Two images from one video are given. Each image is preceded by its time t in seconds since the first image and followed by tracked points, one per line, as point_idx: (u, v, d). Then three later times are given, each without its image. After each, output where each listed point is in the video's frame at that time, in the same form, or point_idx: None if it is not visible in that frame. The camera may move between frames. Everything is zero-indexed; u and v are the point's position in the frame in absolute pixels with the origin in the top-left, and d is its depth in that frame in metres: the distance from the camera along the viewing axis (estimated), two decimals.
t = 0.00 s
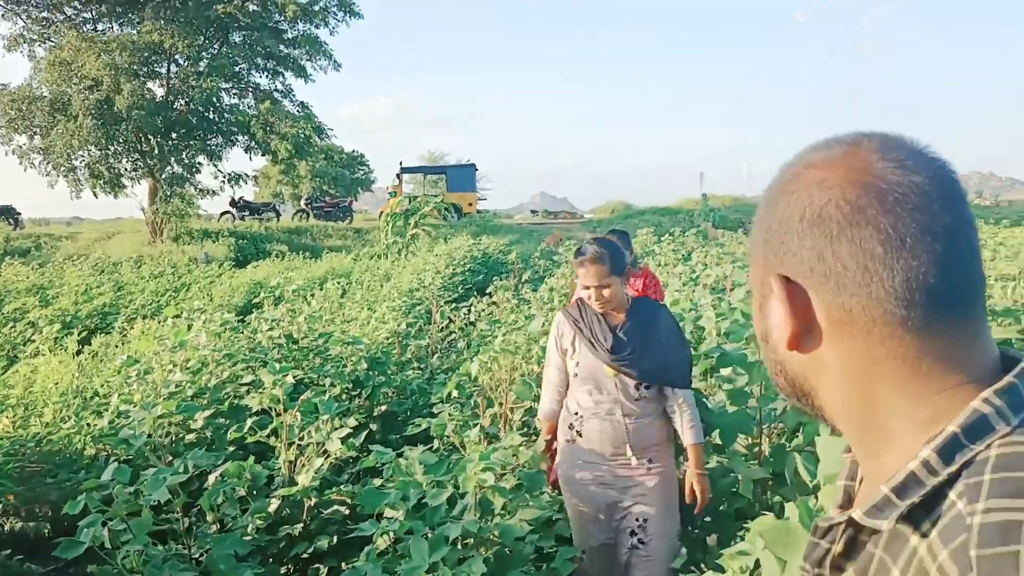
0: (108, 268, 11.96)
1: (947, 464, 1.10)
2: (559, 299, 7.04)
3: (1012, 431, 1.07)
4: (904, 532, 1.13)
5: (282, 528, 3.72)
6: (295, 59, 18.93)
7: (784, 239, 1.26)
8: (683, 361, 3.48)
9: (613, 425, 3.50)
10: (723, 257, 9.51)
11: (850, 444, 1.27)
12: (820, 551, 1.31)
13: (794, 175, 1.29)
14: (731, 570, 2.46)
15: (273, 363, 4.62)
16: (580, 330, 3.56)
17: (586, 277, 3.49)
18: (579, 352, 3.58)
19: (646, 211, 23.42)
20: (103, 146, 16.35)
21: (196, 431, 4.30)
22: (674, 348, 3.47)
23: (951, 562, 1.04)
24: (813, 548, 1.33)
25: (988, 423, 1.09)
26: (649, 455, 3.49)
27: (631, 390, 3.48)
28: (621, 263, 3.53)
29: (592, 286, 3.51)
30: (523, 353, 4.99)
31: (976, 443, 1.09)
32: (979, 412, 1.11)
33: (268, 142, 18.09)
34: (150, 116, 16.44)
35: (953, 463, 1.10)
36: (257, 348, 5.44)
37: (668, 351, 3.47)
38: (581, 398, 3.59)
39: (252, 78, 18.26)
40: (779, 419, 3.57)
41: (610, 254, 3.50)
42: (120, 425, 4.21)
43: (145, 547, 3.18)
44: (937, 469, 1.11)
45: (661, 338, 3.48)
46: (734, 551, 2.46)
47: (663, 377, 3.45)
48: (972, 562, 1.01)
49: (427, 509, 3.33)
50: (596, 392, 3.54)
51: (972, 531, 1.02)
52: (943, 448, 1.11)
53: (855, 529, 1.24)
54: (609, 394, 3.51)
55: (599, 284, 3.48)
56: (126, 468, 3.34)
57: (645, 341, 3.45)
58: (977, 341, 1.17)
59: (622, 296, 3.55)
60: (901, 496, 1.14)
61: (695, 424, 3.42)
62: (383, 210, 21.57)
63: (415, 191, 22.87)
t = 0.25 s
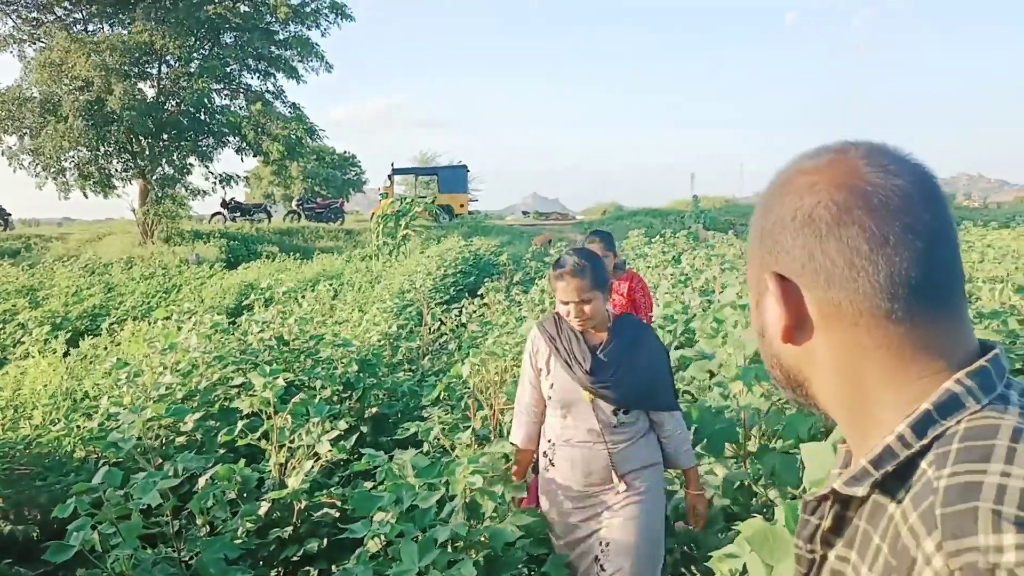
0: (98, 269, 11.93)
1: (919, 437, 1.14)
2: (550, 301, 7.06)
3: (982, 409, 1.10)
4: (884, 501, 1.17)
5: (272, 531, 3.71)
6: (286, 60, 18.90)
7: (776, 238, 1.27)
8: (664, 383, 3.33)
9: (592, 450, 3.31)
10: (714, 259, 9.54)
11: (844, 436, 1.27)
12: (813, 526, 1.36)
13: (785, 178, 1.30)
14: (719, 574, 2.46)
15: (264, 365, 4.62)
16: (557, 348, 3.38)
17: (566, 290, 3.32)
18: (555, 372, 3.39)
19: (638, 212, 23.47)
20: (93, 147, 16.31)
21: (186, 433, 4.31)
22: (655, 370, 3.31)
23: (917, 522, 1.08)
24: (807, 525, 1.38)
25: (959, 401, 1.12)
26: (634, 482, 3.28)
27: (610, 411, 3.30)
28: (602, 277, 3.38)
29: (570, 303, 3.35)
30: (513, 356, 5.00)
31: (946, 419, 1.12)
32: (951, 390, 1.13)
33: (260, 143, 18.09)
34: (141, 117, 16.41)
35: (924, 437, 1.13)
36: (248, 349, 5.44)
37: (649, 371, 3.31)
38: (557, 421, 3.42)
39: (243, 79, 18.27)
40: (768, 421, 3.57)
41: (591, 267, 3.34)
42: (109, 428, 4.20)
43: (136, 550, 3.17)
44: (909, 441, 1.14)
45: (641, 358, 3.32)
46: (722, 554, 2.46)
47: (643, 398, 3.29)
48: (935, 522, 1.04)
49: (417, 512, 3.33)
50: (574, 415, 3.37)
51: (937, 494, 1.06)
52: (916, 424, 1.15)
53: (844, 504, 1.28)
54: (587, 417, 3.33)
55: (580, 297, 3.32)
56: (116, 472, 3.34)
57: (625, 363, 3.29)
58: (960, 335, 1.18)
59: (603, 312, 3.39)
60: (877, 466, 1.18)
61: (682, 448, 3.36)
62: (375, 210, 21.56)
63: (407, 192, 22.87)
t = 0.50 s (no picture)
0: (90, 269, 11.91)
1: (901, 419, 1.15)
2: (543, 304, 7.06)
3: (964, 395, 1.12)
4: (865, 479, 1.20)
5: (263, 534, 3.71)
6: (280, 61, 18.88)
7: (776, 235, 1.27)
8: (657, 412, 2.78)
9: (566, 485, 2.77)
10: (707, 263, 9.56)
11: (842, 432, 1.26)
12: (804, 508, 1.36)
13: (786, 178, 1.31)
14: None
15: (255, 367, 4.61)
16: (534, 364, 2.85)
17: (543, 295, 2.82)
18: (529, 392, 2.87)
19: (631, 215, 23.52)
20: (86, 147, 16.28)
21: (177, 435, 4.30)
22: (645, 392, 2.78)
23: (891, 494, 1.10)
24: (799, 506, 1.38)
25: (942, 387, 1.13)
26: (610, 526, 2.72)
27: (590, 440, 2.75)
28: (586, 282, 2.88)
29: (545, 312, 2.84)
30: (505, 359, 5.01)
31: (928, 403, 1.13)
32: (935, 377, 1.14)
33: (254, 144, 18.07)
34: (134, 117, 16.39)
35: (906, 420, 1.15)
36: (240, 351, 5.43)
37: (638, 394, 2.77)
38: (531, 450, 2.88)
39: (237, 80, 18.24)
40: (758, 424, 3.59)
41: (573, 270, 2.86)
42: (100, 429, 4.20)
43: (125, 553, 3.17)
44: (891, 422, 1.16)
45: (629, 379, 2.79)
46: (712, 559, 2.47)
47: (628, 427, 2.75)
48: (909, 495, 1.07)
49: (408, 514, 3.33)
50: (548, 442, 2.82)
51: (913, 468, 1.08)
52: (899, 407, 1.16)
53: (835, 486, 1.29)
54: (564, 446, 2.79)
55: (558, 303, 2.81)
56: (106, 474, 3.33)
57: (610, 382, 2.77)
58: (952, 331, 1.18)
59: (586, 321, 2.86)
60: (861, 446, 1.20)
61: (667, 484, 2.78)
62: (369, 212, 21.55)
63: (401, 193, 22.87)
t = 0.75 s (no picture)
0: (81, 267, 11.87)
1: (884, 411, 1.17)
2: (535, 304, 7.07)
3: (946, 390, 1.13)
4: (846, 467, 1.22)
5: (253, 533, 3.70)
6: (273, 59, 18.85)
7: (775, 232, 1.28)
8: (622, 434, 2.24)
9: (527, 522, 2.34)
10: (698, 263, 9.58)
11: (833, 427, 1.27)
12: (790, 495, 1.38)
13: (789, 178, 1.31)
14: None
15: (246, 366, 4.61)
16: (494, 380, 2.45)
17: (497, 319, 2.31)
18: (489, 410, 2.48)
19: (624, 216, 23.55)
20: (77, 145, 16.22)
21: (167, 433, 4.29)
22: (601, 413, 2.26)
23: (867, 480, 1.12)
24: (786, 493, 1.40)
25: (926, 382, 1.15)
26: None
27: (551, 470, 2.28)
28: (545, 291, 2.35)
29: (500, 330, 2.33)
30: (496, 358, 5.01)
31: (911, 397, 1.15)
32: (919, 372, 1.16)
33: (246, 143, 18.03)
34: (126, 115, 16.33)
35: (889, 412, 1.17)
36: (231, 350, 5.42)
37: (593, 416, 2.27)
38: (494, 478, 2.46)
39: (229, 78, 18.17)
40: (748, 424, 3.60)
41: (526, 279, 2.33)
42: (89, 428, 4.18)
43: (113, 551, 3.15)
44: (874, 413, 1.18)
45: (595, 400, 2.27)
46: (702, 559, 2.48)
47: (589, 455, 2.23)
48: (881, 482, 1.09)
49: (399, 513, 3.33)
50: (507, 470, 2.40)
51: (889, 457, 1.10)
52: (883, 399, 1.18)
53: (820, 475, 1.31)
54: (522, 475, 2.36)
55: (512, 323, 2.30)
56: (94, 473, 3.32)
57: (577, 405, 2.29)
58: (943, 331, 1.19)
59: (550, 338, 2.34)
60: (845, 435, 1.22)
61: (634, 525, 2.20)
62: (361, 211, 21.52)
63: (394, 193, 22.85)
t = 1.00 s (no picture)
0: (80, 257, 11.86)
1: (869, 394, 1.18)
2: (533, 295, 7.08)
3: (930, 374, 1.14)
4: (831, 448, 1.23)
5: (251, 522, 3.71)
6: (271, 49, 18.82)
7: (770, 221, 1.28)
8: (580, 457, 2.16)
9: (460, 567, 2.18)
10: (696, 255, 9.59)
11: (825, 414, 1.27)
12: (780, 476, 1.38)
13: (787, 168, 1.31)
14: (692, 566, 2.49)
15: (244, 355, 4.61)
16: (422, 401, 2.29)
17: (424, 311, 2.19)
18: (417, 439, 2.30)
19: (623, 207, 23.54)
20: (75, 135, 16.18)
21: (165, 423, 4.29)
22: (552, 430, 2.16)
23: (846, 458, 1.13)
24: (776, 474, 1.40)
25: (910, 366, 1.16)
26: None
27: (487, 501, 2.14)
28: (481, 285, 2.25)
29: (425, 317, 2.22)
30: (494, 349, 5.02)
31: (895, 380, 1.16)
32: (905, 356, 1.17)
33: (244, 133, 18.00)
34: (124, 105, 16.29)
35: (873, 394, 1.18)
36: (229, 340, 5.43)
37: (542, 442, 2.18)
38: (423, 515, 2.28)
39: (228, 67, 18.11)
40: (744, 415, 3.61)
41: (458, 269, 2.23)
42: (87, 417, 4.19)
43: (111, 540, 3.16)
44: (859, 396, 1.19)
45: (541, 410, 2.16)
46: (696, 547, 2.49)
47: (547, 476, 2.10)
48: (858, 460, 1.10)
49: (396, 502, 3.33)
50: (438, 510, 2.22)
51: (867, 437, 1.11)
52: (868, 383, 1.19)
53: (809, 457, 1.31)
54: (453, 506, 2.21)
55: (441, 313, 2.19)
56: (92, 462, 3.32)
57: (519, 422, 2.16)
58: (933, 319, 1.20)
59: (481, 336, 2.23)
60: (831, 418, 1.23)
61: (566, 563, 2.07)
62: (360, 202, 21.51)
63: (393, 184, 22.84)
